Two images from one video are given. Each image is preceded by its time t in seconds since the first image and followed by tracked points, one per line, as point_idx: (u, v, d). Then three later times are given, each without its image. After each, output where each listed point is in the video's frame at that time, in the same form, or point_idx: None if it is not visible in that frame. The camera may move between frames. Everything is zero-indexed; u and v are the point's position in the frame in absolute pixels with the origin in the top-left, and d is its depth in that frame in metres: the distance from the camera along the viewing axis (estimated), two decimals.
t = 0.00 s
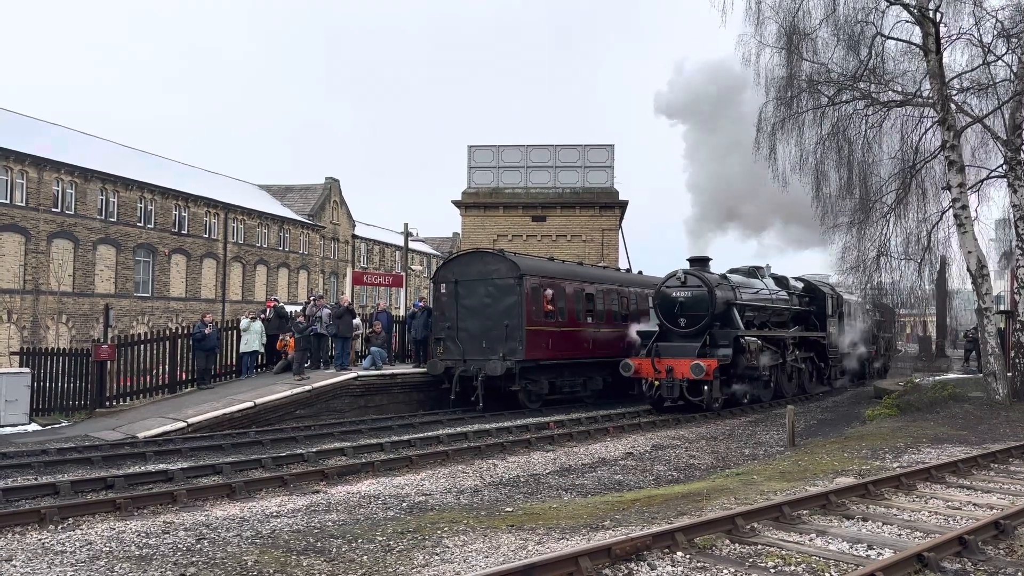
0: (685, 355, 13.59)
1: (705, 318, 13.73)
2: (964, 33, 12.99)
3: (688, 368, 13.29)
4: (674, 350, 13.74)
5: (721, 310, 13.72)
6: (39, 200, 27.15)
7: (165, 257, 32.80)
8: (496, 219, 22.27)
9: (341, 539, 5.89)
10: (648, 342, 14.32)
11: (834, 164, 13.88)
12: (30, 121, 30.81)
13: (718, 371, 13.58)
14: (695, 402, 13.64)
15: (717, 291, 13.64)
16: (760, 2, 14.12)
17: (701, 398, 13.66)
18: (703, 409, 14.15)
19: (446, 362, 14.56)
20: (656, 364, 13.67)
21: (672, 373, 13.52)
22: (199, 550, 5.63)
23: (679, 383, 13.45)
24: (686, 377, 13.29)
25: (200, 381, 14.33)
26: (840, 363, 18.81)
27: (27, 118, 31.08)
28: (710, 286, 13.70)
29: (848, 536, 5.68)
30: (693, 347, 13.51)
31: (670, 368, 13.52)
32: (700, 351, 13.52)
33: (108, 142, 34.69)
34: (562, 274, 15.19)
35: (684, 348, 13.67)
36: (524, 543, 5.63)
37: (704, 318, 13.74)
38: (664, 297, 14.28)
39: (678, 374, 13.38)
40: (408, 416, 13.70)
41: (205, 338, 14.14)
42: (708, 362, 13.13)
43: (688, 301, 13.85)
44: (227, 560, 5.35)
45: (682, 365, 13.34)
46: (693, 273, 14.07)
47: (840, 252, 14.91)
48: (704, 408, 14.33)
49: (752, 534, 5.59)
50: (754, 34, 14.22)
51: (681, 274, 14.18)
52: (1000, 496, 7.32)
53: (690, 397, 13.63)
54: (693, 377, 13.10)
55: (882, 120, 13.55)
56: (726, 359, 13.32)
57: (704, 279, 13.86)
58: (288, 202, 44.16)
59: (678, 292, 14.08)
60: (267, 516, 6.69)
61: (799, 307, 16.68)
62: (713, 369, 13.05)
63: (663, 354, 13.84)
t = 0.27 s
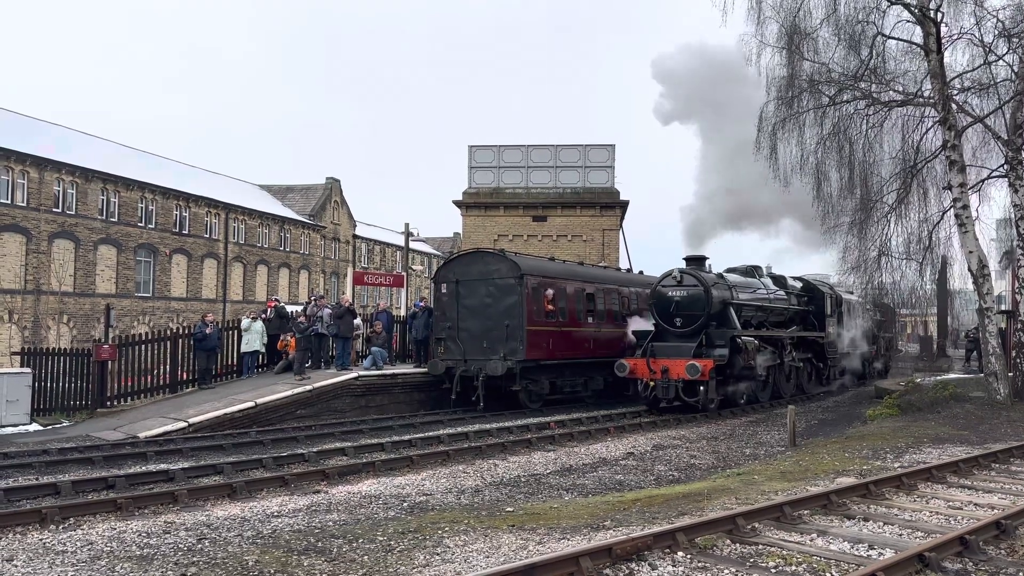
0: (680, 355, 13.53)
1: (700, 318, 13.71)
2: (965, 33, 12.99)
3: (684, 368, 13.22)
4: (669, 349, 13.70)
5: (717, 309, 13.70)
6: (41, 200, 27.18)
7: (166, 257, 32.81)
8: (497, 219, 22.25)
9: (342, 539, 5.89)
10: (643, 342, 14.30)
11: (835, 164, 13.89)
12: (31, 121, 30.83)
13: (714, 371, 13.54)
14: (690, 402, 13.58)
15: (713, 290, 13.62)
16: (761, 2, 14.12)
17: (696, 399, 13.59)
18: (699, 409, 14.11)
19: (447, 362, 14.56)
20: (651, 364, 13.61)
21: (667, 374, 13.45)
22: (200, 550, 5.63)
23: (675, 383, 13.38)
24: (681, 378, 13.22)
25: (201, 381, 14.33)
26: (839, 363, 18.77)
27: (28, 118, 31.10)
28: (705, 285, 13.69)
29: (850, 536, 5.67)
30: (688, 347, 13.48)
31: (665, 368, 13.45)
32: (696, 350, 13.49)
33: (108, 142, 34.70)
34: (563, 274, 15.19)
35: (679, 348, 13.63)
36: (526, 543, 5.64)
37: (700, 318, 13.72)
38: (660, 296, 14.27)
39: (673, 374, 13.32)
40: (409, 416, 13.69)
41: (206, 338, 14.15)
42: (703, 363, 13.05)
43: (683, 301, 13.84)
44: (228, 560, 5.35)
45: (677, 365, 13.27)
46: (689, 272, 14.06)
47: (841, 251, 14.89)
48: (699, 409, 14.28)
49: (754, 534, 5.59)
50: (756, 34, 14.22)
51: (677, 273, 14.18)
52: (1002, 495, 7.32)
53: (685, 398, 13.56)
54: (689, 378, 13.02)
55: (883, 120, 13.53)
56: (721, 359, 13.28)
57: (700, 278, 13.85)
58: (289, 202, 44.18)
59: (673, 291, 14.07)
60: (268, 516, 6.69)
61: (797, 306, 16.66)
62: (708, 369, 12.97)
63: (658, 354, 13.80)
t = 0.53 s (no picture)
0: (676, 355, 13.45)
1: (696, 318, 13.72)
2: (966, 32, 12.98)
3: (679, 368, 13.10)
4: (665, 349, 13.69)
5: (713, 309, 13.71)
6: (42, 200, 27.21)
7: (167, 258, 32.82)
8: (498, 219, 22.24)
9: (343, 539, 5.90)
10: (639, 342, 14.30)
11: (836, 164, 13.89)
12: (32, 121, 30.86)
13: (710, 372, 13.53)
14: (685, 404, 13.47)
15: (709, 290, 13.63)
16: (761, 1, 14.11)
17: (692, 400, 13.52)
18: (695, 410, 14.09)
19: (448, 362, 14.55)
20: (646, 364, 13.47)
21: (662, 374, 13.32)
22: (201, 550, 5.64)
23: (670, 384, 13.26)
24: (677, 378, 13.10)
25: (202, 381, 14.34)
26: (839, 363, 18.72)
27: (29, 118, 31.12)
28: (701, 285, 13.70)
29: (851, 536, 5.67)
30: (684, 347, 13.48)
31: (661, 368, 13.32)
32: (691, 351, 13.48)
33: (109, 143, 34.72)
34: (564, 274, 15.18)
35: (675, 349, 13.62)
36: (527, 543, 5.64)
37: (696, 317, 13.73)
38: (655, 296, 14.28)
39: (668, 375, 13.20)
40: (410, 416, 13.70)
41: (208, 338, 14.16)
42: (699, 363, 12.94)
43: (679, 301, 13.85)
44: (229, 560, 5.35)
45: (673, 365, 13.15)
46: (684, 271, 14.08)
47: (842, 251, 14.87)
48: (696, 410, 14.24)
49: (755, 534, 5.59)
50: (757, 34, 14.22)
51: (673, 273, 14.20)
52: (1003, 496, 7.31)
53: (680, 399, 13.42)
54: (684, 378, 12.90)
55: (884, 120, 13.52)
56: (717, 359, 13.27)
57: (695, 278, 13.86)
58: (290, 203, 44.20)
59: (669, 291, 14.08)
60: (269, 516, 6.70)
61: (795, 307, 16.64)
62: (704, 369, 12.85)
63: (654, 355, 13.77)
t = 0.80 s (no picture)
0: (670, 356, 13.49)
1: (692, 318, 13.67)
2: (967, 33, 12.98)
3: (673, 369, 13.16)
4: (660, 350, 13.66)
5: (709, 309, 13.66)
6: (43, 201, 27.23)
7: (167, 258, 32.84)
8: (499, 219, 22.23)
9: (344, 540, 5.90)
10: (634, 342, 14.26)
11: (836, 164, 13.89)
12: (33, 122, 30.89)
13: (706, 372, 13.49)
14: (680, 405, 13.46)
15: (704, 290, 13.58)
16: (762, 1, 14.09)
17: (687, 401, 13.50)
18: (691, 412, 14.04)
19: (449, 362, 14.56)
20: (640, 365, 13.57)
21: (657, 375, 13.40)
22: (202, 550, 5.64)
23: (665, 385, 13.31)
24: (671, 378, 13.15)
25: (203, 382, 14.35)
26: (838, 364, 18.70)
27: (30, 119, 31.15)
28: (696, 285, 13.65)
29: (851, 536, 5.67)
30: (679, 347, 13.44)
31: (655, 369, 13.40)
32: (687, 351, 13.44)
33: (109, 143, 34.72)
34: (564, 274, 15.19)
35: (670, 349, 13.58)
36: (527, 543, 5.64)
37: (691, 317, 13.69)
38: (651, 295, 14.23)
39: (662, 375, 13.26)
40: (411, 416, 13.71)
41: (209, 339, 14.18)
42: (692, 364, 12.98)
43: (674, 301, 13.83)
44: (230, 560, 5.36)
45: (667, 366, 13.23)
46: (679, 271, 14.04)
47: (844, 252, 14.86)
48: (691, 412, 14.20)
49: (755, 534, 5.60)
50: (757, 34, 14.21)
51: (668, 272, 14.15)
52: (1004, 496, 7.31)
53: (675, 400, 13.44)
54: (677, 378, 12.93)
55: (885, 120, 13.51)
56: (712, 360, 13.24)
57: (691, 277, 13.82)
58: (291, 203, 44.23)
59: (664, 291, 14.03)
60: (270, 516, 6.71)
61: (793, 307, 16.63)
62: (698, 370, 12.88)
63: (649, 355, 13.76)
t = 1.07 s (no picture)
0: (664, 357, 13.44)
1: (686, 318, 13.64)
2: (968, 33, 12.99)
3: (667, 370, 13.09)
4: (654, 350, 13.63)
5: (704, 309, 13.63)
6: (43, 202, 27.25)
7: (168, 259, 32.85)
8: (499, 220, 22.21)
9: (344, 541, 5.90)
10: (628, 343, 14.22)
11: (837, 164, 13.89)
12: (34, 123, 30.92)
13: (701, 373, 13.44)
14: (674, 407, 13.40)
15: (699, 290, 13.53)
16: (763, 2, 14.08)
17: (681, 402, 13.44)
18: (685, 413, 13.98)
19: (450, 363, 14.56)
20: (634, 366, 13.50)
21: (651, 376, 13.32)
22: (202, 551, 5.64)
23: (659, 386, 13.23)
24: (665, 380, 13.07)
25: (203, 383, 14.35)
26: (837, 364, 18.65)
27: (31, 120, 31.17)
28: (691, 285, 13.61)
29: (852, 538, 5.66)
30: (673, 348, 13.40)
31: (649, 371, 13.32)
32: (680, 351, 13.40)
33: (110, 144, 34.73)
34: (565, 275, 15.19)
35: (665, 350, 13.54)
36: (528, 544, 5.63)
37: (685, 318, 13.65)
38: (645, 296, 14.18)
39: (656, 376, 13.19)
40: (411, 417, 13.70)
41: (210, 340, 14.19)
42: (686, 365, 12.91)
43: (668, 301, 13.77)
44: (231, 561, 5.36)
45: (661, 367, 13.15)
46: (674, 271, 13.99)
47: (844, 252, 14.86)
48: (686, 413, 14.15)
49: (756, 535, 5.60)
50: (758, 35, 14.21)
51: (663, 272, 14.11)
52: (1005, 497, 7.30)
53: (669, 402, 13.37)
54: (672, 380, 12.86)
55: (885, 121, 13.50)
56: (707, 361, 13.18)
57: (686, 277, 13.78)
58: (292, 204, 44.25)
59: (659, 291, 13.98)
60: (271, 517, 6.71)
61: (790, 307, 16.58)
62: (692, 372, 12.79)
63: (643, 356, 13.71)
